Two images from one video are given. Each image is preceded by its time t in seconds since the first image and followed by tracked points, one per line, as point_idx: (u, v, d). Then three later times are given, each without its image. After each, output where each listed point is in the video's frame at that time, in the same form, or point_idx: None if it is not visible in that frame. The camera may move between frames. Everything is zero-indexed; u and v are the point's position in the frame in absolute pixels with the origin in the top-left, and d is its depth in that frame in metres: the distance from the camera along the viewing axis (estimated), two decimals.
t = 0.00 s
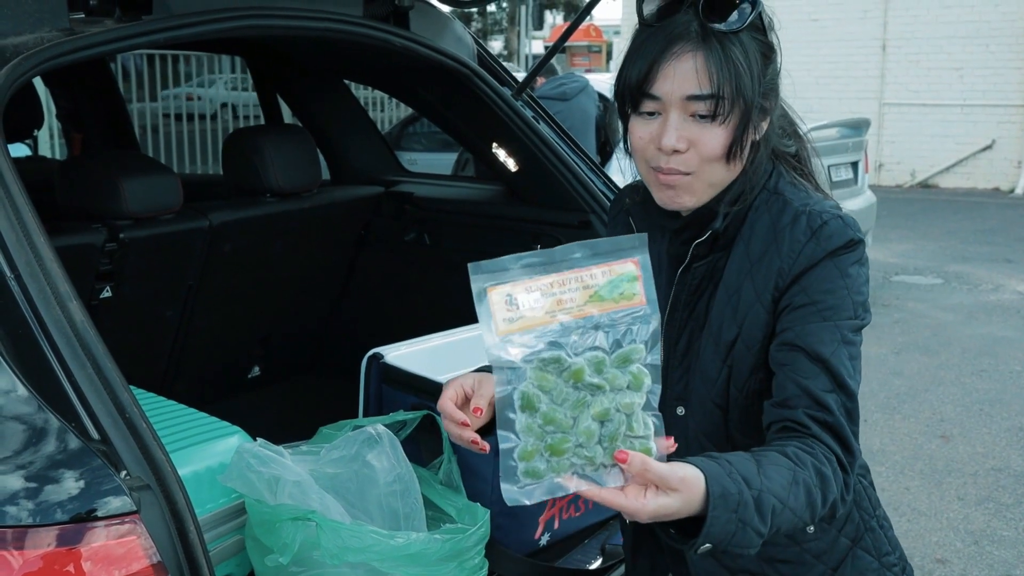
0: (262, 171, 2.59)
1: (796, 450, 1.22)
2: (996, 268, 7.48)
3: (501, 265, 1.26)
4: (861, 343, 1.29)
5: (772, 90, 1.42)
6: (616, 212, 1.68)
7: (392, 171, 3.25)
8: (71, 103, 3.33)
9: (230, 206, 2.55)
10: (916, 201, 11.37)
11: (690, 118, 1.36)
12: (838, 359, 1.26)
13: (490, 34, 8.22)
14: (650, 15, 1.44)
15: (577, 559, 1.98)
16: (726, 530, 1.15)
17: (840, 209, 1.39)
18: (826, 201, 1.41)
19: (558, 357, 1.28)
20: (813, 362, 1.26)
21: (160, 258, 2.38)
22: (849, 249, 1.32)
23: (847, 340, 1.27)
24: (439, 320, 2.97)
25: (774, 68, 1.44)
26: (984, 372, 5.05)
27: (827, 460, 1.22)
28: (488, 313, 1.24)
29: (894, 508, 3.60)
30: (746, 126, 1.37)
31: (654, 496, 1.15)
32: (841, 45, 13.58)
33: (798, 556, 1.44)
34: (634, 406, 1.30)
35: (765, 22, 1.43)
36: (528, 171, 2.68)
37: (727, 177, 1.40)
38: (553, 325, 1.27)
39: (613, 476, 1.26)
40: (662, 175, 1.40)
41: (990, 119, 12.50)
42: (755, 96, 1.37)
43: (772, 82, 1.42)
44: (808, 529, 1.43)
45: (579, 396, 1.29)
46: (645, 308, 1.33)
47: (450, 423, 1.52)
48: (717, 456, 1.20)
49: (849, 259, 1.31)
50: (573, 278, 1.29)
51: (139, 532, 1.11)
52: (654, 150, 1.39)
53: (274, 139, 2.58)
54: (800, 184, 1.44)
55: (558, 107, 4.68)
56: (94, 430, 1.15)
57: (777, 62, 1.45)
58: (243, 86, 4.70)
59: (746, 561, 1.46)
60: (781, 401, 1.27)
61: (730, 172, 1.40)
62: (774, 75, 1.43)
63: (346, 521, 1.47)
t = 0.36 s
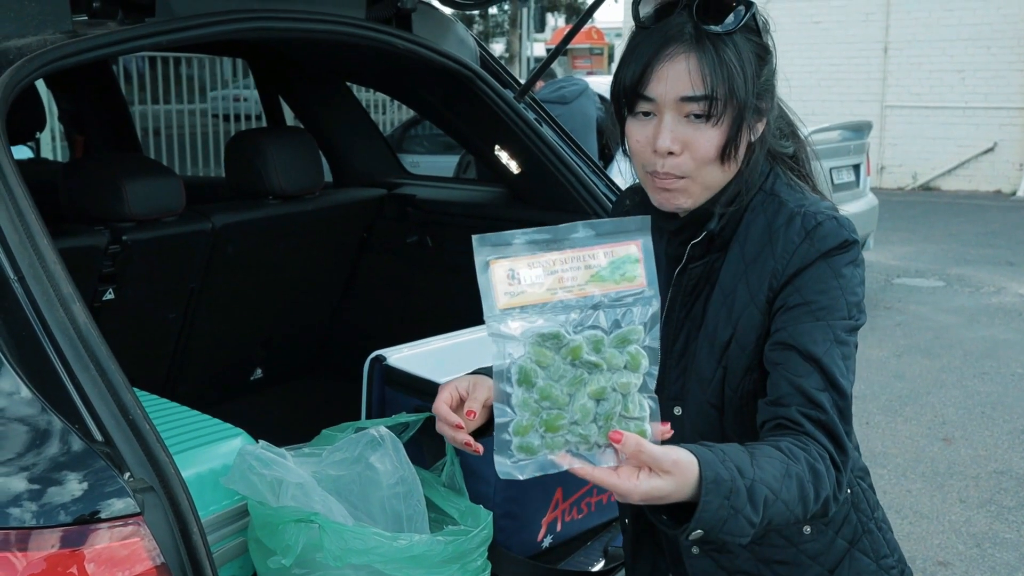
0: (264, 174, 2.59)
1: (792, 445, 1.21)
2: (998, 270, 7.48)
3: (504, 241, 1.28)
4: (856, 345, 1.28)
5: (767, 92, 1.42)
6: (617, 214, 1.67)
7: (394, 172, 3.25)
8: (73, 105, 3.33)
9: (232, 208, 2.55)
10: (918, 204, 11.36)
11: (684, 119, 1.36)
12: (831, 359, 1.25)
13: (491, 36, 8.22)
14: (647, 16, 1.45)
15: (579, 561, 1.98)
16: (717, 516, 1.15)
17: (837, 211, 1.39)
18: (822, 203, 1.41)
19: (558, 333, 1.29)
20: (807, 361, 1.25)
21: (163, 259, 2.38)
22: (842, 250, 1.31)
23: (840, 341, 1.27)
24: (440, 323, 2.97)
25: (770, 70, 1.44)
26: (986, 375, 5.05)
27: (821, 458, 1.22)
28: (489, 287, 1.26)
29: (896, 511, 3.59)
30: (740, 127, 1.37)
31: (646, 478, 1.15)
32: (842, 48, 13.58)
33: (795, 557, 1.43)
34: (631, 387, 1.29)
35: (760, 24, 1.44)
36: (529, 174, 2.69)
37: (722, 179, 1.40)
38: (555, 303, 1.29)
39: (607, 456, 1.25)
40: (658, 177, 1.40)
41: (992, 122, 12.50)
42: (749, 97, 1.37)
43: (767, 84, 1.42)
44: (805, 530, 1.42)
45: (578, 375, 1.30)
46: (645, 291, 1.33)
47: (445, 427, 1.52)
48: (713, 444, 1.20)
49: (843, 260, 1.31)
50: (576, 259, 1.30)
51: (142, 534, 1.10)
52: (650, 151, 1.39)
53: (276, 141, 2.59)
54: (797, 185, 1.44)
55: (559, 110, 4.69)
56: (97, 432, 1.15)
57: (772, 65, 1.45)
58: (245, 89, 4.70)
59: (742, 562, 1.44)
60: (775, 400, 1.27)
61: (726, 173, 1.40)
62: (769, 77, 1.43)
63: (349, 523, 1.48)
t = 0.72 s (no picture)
0: (265, 175, 2.59)
1: (800, 438, 1.22)
2: (996, 272, 7.49)
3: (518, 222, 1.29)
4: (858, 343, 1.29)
5: (766, 92, 1.42)
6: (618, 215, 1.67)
7: (395, 174, 3.25)
8: (73, 107, 3.33)
9: (232, 209, 2.56)
10: (918, 206, 11.37)
11: (684, 119, 1.36)
12: (834, 356, 1.25)
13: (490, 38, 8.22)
14: (645, 18, 1.46)
15: (580, 562, 1.97)
16: (732, 501, 1.15)
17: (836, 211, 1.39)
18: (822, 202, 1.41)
19: (571, 311, 1.30)
20: (810, 358, 1.25)
21: (163, 261, 2.38)
22: (843, 248, 1.31)
23: (842, 338, 1.27)
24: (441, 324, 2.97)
25: (769, 71, 1.44)
26: (985, 377, 5.05)
27: (828, 452, 1.22)
28: (504, 265, 1.27)
29: (896, 513, 3.59)
30: (740, 128, 1.37)
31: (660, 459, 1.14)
32: (842, 50, 13.59)
33: (797, 558, 1.42)
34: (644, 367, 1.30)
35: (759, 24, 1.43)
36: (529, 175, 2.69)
37: (722, 178, 1.40)
38: (570, 281, 1.29)
39: (619, 436, 1.26)
40: (657, 177, 1.41)
41: (991, 124, 12.50)
42: (748, 98, 1.37)
43: (766, 83, 1.42)
44: (806, 532, 1.42)
45: (591, 354, 1.31)
46: (659, 271, 1.33)
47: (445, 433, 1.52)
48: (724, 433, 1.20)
49: (843, 259, 1.31)
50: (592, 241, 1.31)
51: (143, 536, 1.10)
52: (650, 152, 1.39)
53: (276, 142, 2.59)
54: (797, 185, 1.44)
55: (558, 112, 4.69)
56: (98, 434, 1.15)
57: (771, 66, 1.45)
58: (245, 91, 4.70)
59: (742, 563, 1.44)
60: (779, 398, 1.27)
61: (725, 174, 1.40)
62: (767, 77, 1.43)
63: (350, 526, 1.48)
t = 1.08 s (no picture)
0: (265, 177, 2.59)
1: (800, 435, 1.22)
2: (996, 274, 7.49)
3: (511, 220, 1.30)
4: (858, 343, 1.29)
5: (768, 92, 1.42)
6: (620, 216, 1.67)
7: (395, 175, 3.25)
8: (74, 107, 3.32)
9: (233, 210, 2.56)
10: (918, 207, 11.37)
11: (685, 120, 1.37)
12: (834, 357, 1.26)
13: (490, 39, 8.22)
14: (649, 20, 1.44)
15: (580, 564, 1.97)
16: (729, 487, 1.15)
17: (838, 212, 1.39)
18: (823, 203, 1.41)
19: (562, 309, 1.31)
20: (810, 359, 1.26)
21: (163, 262, 2.39)
22: (844, 250, 1.32)
23: (842, 339, 1.27)
24: (440, 326, 2.97)
25: (772, 71, 1.44)
26: (985, 378, 5.05)
27: (829, 451, 1.22)
28: (491, 273, 1.27)
29: (896, 515, 3.59)
30: (740, 128, 1.37)
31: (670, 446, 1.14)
32: (842, 51, 13.59)
33: (795, 559, 1.42)
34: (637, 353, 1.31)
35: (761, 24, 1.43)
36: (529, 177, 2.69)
37: (722, 180, 1.41)
38: (552, 280, 1.31)
39: (622, 429, 1.24)
40: (658, 178, 1.41)
41: (991, 125, 12.51)
42: (749, 98, 1.37)
43: (768, 84, 1.42)
44: (805, 532, 1.42)
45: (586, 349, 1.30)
46: (634, 262, 1.38)
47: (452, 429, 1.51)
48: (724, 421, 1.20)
49: (844, 260, 1.32)
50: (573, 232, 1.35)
51: (144, 537, 1.10)
52: (651, 153, 1.39)
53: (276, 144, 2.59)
54: (799, 186, 1.44)
55: (558, 114, 4.69)
56: (98, 434, 1.15)
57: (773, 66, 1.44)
58: (245, 92, 4.70)
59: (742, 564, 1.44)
60: (779, 398, 1.27)
61: (726, 175, 1.40)
62: (770, 78, 1.43)
63: (351, 526, 1.49)
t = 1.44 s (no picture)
0: (266, 178, 2.60)
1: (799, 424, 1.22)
2: (995, 276, 7.50)
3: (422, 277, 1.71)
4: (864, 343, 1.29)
5: (775, 93, 1.42)
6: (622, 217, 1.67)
7: (394, 177, 3.25)
8: (74, 108, 3.32)
9: (233, 212, 2.56)
10: (916, 209, 11.38)
11: (685, 122, 1.38)
12: (840, 355, 1.26)
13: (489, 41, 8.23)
14: (657, 19, 1.45)
15: (579, 566, 1.97)
16: (711, 445, 1.15)
17: (844, 214, 1.39)
18: (829, 205, 1.42)
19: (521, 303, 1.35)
20: (817, 359, 1.26)
21: (163, 263, 2.38)
22: (849, 250, 1.33)
23: (848, 338, 1.27)
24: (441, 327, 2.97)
25: (779, 72, 1.44)
26: (984, 380, 5.06)
27: (833, 443, 1.22)
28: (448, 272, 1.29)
29: (895, 517, 3.59)
30: (741, 129, 1.38)
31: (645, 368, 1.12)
32: (840, 53, 13.61)
33: (795, 560, 1.42)
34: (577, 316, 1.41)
35: (767, 25, 1.43)
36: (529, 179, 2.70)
37: (724, 181, 1.41)
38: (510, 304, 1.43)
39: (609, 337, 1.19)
40: (661, 179, 1.43)
41: (990, 128, 12.53)
42: (750, 100, 1.38)
43: (774, 85, 1.42)
44: (807, 533, 1.41)
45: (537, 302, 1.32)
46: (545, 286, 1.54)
47: (444, 379, 1.44)
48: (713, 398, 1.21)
49: (850, 261, 1.32)
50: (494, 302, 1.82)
51: (145, 539, 1.11)
52: (653, 154, 1.41)
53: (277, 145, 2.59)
54: (805, 187, 1.44)
55: (557, 115, 4.70)
56: (100, 436, 1.16)
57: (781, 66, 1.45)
58: (244, 94, 4.70)
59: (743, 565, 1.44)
60: (787, 398, 1.27)
61: (729, 176, 1.41)
62: (777, 78, 1.43)
63: (352, 528, 1.49)
